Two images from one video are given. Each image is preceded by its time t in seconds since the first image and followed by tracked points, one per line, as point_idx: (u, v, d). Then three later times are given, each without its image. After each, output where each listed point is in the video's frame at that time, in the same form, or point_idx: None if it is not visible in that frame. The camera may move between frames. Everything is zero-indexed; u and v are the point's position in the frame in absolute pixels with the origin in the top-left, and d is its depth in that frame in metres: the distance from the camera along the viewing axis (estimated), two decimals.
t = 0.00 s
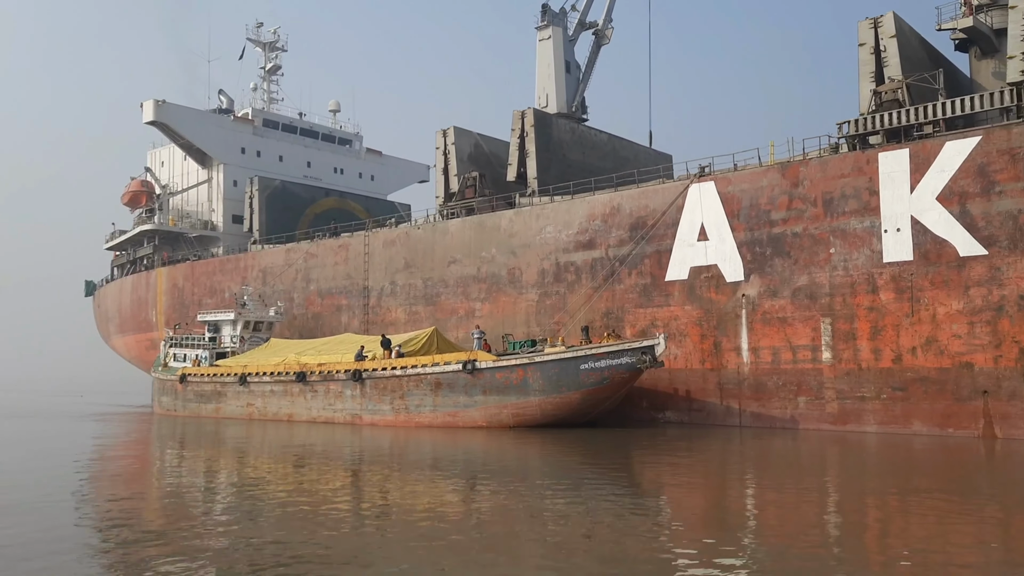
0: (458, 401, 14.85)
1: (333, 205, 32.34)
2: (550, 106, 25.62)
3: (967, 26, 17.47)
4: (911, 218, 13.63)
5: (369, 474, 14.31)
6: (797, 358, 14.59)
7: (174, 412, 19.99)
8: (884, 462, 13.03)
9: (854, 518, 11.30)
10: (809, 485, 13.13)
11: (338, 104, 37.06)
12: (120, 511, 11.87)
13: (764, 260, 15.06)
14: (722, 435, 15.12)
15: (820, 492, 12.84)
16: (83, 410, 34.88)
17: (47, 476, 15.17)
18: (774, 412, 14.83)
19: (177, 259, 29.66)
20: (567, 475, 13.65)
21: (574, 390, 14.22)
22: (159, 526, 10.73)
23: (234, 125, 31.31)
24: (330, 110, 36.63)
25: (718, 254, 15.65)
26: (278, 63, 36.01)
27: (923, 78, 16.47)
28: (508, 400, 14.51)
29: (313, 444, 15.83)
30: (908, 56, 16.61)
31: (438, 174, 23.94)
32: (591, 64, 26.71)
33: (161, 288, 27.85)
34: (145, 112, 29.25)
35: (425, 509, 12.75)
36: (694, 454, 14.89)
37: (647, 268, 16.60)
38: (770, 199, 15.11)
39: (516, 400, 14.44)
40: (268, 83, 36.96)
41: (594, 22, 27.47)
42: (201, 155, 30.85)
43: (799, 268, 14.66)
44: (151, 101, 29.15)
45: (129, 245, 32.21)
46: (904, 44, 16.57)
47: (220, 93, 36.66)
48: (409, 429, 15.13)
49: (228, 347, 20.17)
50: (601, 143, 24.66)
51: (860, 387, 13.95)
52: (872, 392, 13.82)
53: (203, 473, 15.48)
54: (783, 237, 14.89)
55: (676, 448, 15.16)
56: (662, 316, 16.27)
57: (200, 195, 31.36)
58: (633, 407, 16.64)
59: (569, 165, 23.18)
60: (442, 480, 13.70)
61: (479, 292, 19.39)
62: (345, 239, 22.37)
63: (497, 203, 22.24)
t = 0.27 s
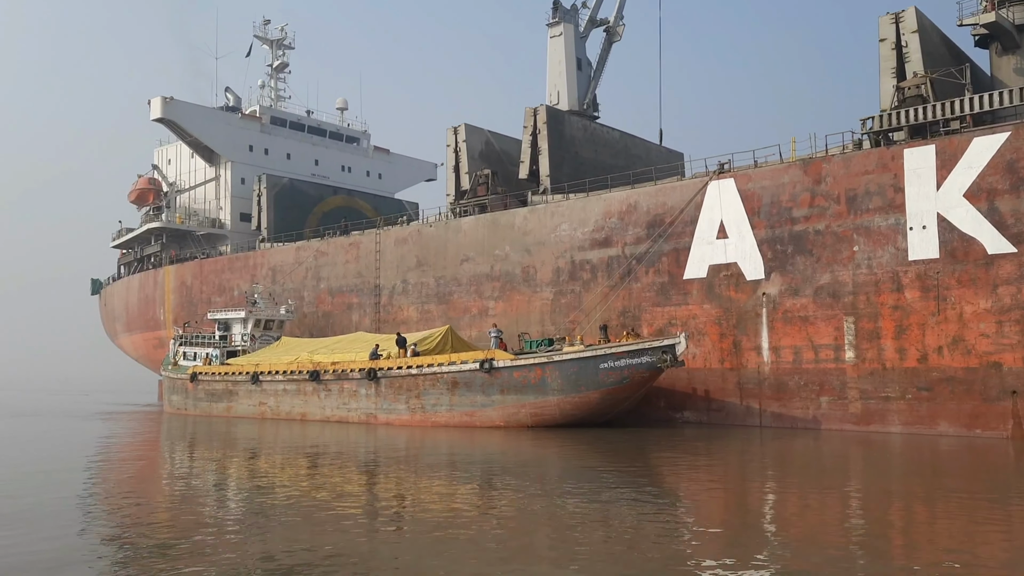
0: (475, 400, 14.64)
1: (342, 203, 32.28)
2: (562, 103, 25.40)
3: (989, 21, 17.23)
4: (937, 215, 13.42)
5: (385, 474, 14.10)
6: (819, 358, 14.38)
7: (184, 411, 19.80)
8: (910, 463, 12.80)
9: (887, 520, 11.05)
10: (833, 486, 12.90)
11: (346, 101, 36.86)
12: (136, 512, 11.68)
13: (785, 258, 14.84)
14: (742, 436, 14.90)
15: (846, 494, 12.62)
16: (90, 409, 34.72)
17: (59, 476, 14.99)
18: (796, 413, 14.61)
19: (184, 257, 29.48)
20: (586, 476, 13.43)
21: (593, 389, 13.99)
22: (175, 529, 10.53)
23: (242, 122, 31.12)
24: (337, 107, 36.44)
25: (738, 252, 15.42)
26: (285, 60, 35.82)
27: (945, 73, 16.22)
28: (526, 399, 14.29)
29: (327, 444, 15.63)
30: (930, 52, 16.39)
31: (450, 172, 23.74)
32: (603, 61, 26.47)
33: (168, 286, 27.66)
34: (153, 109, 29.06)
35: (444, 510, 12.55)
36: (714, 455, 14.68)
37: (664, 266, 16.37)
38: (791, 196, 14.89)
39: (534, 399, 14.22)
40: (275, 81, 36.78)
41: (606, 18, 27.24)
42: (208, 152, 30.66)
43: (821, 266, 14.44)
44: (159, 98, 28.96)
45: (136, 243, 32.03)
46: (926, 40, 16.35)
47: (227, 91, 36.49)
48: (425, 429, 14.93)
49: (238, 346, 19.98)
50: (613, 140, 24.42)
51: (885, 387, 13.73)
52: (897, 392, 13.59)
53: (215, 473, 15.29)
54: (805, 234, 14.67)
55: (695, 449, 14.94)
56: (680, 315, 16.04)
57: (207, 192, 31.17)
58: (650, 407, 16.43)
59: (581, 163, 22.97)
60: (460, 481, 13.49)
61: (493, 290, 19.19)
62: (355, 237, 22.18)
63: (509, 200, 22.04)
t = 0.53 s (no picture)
0: (492, 400, 14.38)
1: (351, 200, 32.26)
2: (573, 100, 25.14)
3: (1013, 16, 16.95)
4: (965, 213, 13.14)
5: (401, 475, 13.84)
6: (843, 357, 14.11)
7: (193, 410, 19.55)
8: (939, 464, 12.51)
9: (922, 521, 10.76)
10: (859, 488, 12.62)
11: (353, 98, 36.60)
12: (148, 513, 11.41)
13: (808, 256, 14.58)
14: (764, 437, 14.63)
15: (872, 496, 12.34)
16: (94, 408, 34.46)
17: (69, 475, 14.73)
18: (818, 413, 14.35)
19: (191, 255, 29.21)
20: (606, 477, 13.17)
21: (613, 389, 13.71)
22: (192, 532, 10.25)
23: (249, 119, 30.86)
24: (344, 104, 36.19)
25: (759, 250, 15.15)
26: (292, 57, 35.57)
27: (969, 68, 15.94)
28: (545, 399, 14.02)
29: (340, 444, 15.37)
30: (953, 46, 16.11)
31: (460, 169, 23.49)
32: (614, 57, 26.19)
33: (175, 284, 27.39)
34: (159, 105, 28.80)
35: (462, 511, 12.29)
36: (735, 456, 14.41)
37: (683, 264, 16.10)
38: (815, 193, 14.62)
39: (553, 399, 13.95)
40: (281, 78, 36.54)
41: (617, 14, 26.96)
42: (215, 149, 30.40)
43: (845, 264, 14.18)
44: (166, 94, 28.70)
45: (141, 240, 31.77)
46: (949, 34, 16.07)
47: (233, 87, 36.25)
48: (441, 429, 14.67)
49: (248, 344, 19.73)
50: (626, 137, 24.15)
51: (911, 388, 13.46)
52: (923, 393, 13.31)
53: (226, 473, 15.04)
54: (829, 232, 14.41)
55: (716, 450, 14.67)
56: (700, 314, 15.77)
57: (214, 190, 30.90)
58: (669, 407, 16.16)
59: (594, 160, 22.71)
60: (477, 482, 13.23)
61: (507, 288, 18.93)
62: (366, 235, 21.95)
63: (522, 198, 21.78)
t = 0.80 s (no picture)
0: (509, 400, 14.12)
1: (358, 199, 31.94)
2: (585, 97, 24.87)
3: None
4: (994, 210, 12.86)
5: (417, 476, 13.58)
6: (867, 357, 13.85)
7: (202, 410, 19.31)
8: (967, 466, 12.23)
9: (956, 523, 10.48)
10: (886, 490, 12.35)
11: (359, 96, 36.35)
12: (161, 515, 11.18)
13: (830, 254, 14.31)
14: (786, 438, 14.36)
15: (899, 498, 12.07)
16: (99, 408, 34.22)
17: (78, 477, 14.49)
18: (842, 414, 14.08)
19: (197, 253, 28.96)
20: (627, 479, 12.91)
21: (633, 389, 13.45)
22: (207, 534, 10.02)
23: (255, 116, 30.61)
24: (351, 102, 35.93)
25: (781, 248, 14.88)
26: (298, 54, 35.33)
27: (994, 63, 15.66)
28: (563, 400, 13.76)
29: (354, 445, 15.11)
30: (977, 41, 15.84)
31: (471, 166, 23.23)
32: (626, 54, 25.92)
33: (181, 282, 27.14)
34: (166, 102, 28.56)
35: (479, 513, 12.04)
36: (757, 457, 14.14)
37: (702, 262, 15.83)
38: (838, 190, 14.35)
39: (572, 400, 13.69)
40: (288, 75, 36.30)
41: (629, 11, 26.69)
42: (221, 146, 30.16)
43: (869, 262, 13.91)
44: (172, 90, 28.46)
45: (147, 238, 31.53)
46: (973, 29, 15.80)
47: (239, 84, 36.02)
48: (457, 430, 14.41)
49: (257, 343, 19.48)
50: (638, 134, 23.89)
51: (937, 388, 13.19)
52: (950, 393, 13.03)
53: (238, 474, 14.79)
54: (852, 229, 14.14)
55: (737, 452, 14.41)
56: (719, 313, 15.50)
57: (220, 187, 30.66)
58: (687, 408, 15.89)
59: (607, 157, 22.45)
60: (495, 484, 12.97)
61: (520, 287, 18.68)
62: (376, 232, 21.72)
63: (534, 195, 21.52)
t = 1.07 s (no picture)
0: (527, 401, 13.85)
1: (364, 198, 31.72)
2: (595, 95, 24.61)
3: None
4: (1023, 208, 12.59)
5: (433, 479, 13.32)
6: (891, 358, 13.59)
7: (210, 411, 19.04)
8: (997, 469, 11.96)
9: (991, 526, 10.19)
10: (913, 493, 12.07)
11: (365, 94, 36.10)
12: (175, 518, 10.92)
13: (854, 253, 14.06)
14: (808, 441, 14.09)
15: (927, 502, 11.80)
16: (102, 408, 33.93)
17: (87, 478, 14.23)
18: (866, 417, 13.82)
19: (203, 253, 28.69)
20: (648, 483, 12.63)
21: (654, 391, 13.17)
22: (224, 538, 9.77)
23: (261, 115, 30.34)
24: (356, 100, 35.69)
25: (802, 247, 14.62)
26: (303, 52, 35.09)
27: (1018, 60, 15.40)
28: (582, 401, 13.49)
29: (367, 447, 14.85)
30: (1000, 37, 15.58)
31: (481, 165, 22.97)
32: (636, 52, 25.67)
33: (187, 282, 26.86)
34: (171, 100, 28.28)
35: (499, 516, 11.79)
36: (778, 460, 13.88)
37: (720, 261, 15.56)
38: (861, 188, 14.10)
39: (591, 402, 13.42)
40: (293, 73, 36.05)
41: (639, 8, 26.42)
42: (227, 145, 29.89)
43: (894, 262, 13.65)
44: (178, 88, 28.19)
45: (152, 238, 31.25)
46: (996, 25, 15.54)
47: (243, 83, 35.77)
48: (473, 431, 14.15)
49: (266, 343, 19.21)
50: (649, 132, 23.62)
51: (964, 390, 12.92)
52: (978, 396, 12.76)
53: (248, 476, 14.53)
54: (876, 228, 13.89)
55: (758, 454, 14.13)
56: (738, 313, 15.23)
57: (225, 186, 30.38)
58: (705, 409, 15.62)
59: (618, 155, 22.19)
60: (513, 488, 12.70)
61: (533, 287, 18.42)
62: (386, 232, 21.49)
63: (546, 194, 21.27)
